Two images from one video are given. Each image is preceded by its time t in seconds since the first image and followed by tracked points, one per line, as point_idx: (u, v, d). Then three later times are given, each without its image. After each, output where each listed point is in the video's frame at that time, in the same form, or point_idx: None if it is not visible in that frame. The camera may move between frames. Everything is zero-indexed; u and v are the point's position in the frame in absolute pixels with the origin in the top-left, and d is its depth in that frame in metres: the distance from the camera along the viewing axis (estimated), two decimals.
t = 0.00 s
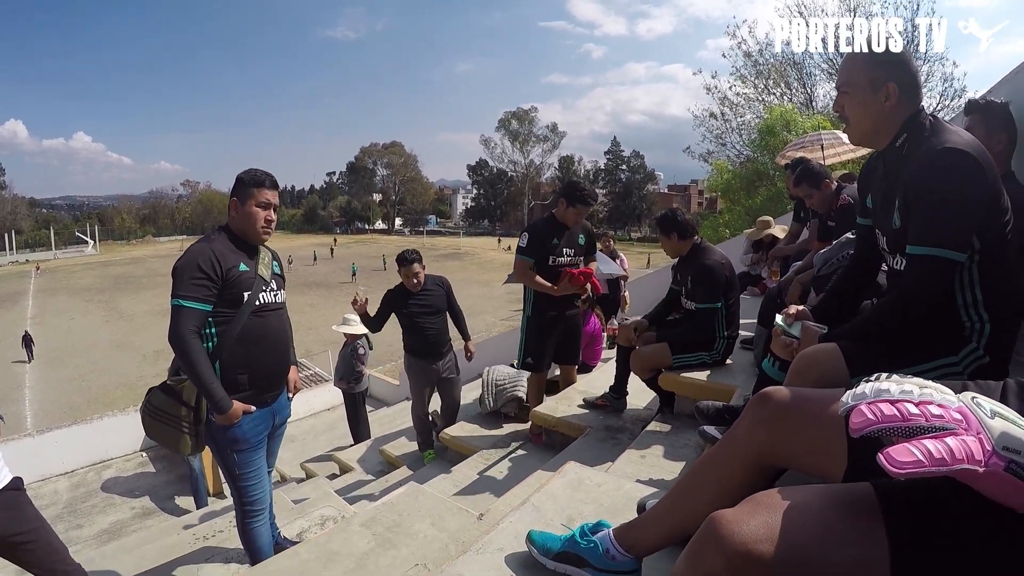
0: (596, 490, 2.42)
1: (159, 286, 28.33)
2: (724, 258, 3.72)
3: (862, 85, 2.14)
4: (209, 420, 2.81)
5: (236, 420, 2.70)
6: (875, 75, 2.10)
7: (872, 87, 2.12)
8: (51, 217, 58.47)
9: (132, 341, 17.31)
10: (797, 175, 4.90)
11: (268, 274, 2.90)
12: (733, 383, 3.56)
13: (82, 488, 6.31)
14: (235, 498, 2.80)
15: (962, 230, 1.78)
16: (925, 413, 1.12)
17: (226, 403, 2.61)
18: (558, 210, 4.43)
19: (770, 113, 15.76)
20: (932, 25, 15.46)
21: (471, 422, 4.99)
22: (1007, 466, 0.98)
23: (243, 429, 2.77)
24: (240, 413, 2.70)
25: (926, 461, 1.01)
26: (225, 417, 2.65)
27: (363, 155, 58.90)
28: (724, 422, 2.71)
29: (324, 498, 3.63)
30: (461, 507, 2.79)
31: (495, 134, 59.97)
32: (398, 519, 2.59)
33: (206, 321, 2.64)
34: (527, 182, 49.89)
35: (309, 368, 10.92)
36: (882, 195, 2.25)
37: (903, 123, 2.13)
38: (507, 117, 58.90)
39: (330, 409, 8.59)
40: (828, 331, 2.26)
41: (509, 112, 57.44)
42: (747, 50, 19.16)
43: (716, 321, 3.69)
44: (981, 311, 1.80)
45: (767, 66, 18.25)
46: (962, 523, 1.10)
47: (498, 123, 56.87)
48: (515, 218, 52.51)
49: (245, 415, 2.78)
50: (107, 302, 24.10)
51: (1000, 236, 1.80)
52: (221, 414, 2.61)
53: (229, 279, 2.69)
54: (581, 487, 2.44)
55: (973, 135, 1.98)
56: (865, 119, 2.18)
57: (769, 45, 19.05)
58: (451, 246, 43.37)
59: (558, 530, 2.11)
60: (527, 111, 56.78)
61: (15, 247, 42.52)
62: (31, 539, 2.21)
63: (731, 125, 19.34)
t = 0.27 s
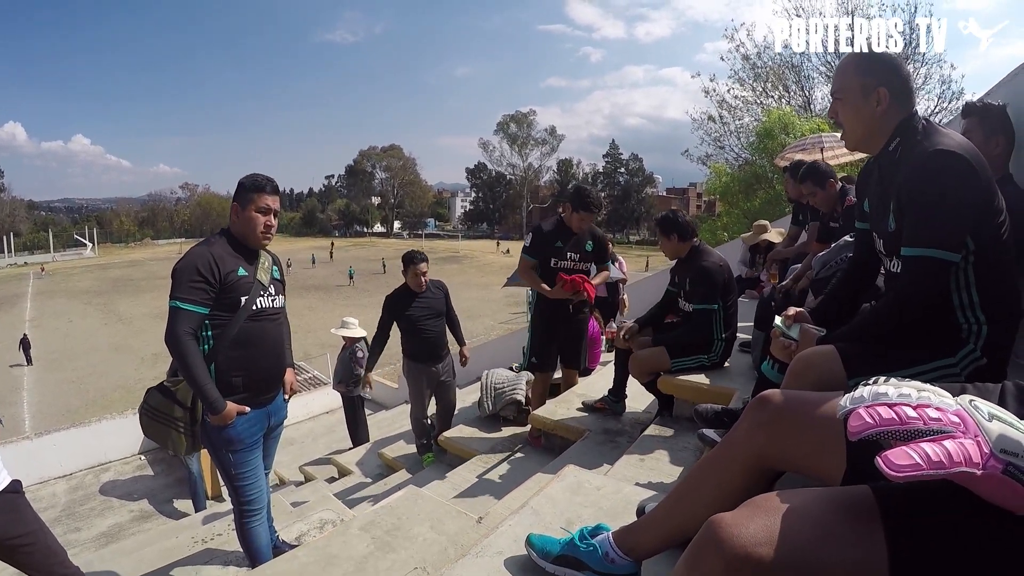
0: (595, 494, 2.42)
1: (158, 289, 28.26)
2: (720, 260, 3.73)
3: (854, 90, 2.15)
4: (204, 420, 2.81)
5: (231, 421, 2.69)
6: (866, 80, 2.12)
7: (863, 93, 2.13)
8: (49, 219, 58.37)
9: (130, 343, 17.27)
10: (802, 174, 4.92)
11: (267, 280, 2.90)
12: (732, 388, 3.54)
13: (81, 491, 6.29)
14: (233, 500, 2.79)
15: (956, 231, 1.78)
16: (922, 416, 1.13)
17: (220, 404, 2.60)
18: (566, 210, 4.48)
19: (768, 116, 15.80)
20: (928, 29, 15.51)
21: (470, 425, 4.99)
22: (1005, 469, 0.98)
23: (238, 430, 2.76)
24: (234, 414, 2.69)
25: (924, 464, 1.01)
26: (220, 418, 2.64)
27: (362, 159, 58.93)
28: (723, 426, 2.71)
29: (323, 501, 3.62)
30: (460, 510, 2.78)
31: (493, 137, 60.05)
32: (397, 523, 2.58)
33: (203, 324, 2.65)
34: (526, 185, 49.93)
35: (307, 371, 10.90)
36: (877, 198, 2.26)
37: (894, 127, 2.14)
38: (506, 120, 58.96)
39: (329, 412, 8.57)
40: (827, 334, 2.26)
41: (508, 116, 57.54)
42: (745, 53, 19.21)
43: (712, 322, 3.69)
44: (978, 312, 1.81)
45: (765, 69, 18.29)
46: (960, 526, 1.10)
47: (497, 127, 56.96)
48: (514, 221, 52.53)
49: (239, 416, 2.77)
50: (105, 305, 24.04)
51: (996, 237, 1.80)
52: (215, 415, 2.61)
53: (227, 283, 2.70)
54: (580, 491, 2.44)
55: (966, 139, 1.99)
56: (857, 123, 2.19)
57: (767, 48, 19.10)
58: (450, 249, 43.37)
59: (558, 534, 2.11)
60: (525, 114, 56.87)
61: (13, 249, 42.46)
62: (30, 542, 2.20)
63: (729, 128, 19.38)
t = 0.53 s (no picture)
0: (596, 497, 2.42)
1: (157, 295, 28.25)
2: (717, 260, 3.73)
3: (850, 92, 2.16)
4: (201, 425, 2.81)
5: (227, 424, 2.69)
6: (860, 82, 2.13)
7: (858, 93, 2.14)
8: (48, 225, 58.37)
9: (129, 350, 17.26)
10: (804, 171, 4.83)
11: (266, 285, 2.89)
12: (732, 389, 3.58)
13: (81, 498, 6.27)
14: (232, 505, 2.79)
15: (951, 230, 1.79)
16: (921, 417, 1.14)
17: (216, 408, 2.60)
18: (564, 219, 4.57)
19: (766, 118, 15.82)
20: (924, 29, 15.56)
21: (470, 430, 4.98)
22: (1004, 467, 0.99)
23: (233, 434, 2.76)
24: (231, 418, 2.69)
25: (923, 464, 1.02)
26: (216, 422, 2.64)
27: (360, 163, 58.97)
28: (723, 428, 2.71)
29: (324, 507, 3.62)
30: (462, 515, 2.78)
31: (492, 141, 60.14)
32: (398, 527, 2.58)
33: (200, 329, 2.66)
34: (524, 189, 49.99)
35: (307, 376, 10.89)
36: (875, 200, 2.26)
37: (889, 128, 2.15)
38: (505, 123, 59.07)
39: (329, 417, 8.56)
40: (826, 335, 2.27)
41: (506, 119, 57.64)
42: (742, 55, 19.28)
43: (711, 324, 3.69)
44: (976, 310, 1.81)
45: (762, 70, 18.35)
46: (959, 526, 1.11)
47: (495, 130, 57.04)
48: (513, 225, 52.56)
49: (237, 420, 2.77)
50: (105, 311, 24.02)
51: (991, 235, 1.81)
52: (211, 418, 2.61)
53: (225, 288, 2.70)
54: (582, 494, 2.44)
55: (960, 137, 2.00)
56: (858, 124, 2.18)
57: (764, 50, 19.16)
58: (449, 253, 43.37)
59: (559, 537, 2.12)
60: (524, 118, 56.95)
61: (12, 256, 42.45)
62: (31, 549, 2.20)
63: (727, 130, 19.41)
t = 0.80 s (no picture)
0: (597, 504, 2.42)
1: (157, 302, 28.25)
2: (717, 267, 3.75)
3: (863, 98, 2.11)
4: (199, 433, 2.82)
5: (224, 433, 2.69)
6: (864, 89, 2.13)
7: (854, 101, 2.12)
8: (48, 233, 58.46)
9: (129, 357, 17.23)
10: (803, 178, 4.85)
11: (265, 294, 2.90)
12: (733, 396, 3.64)
13: (81, 506, 6.26)
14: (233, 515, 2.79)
15: (947, 233, 1.81)
16: (919, 424, 1.12)
17: (213, 416, 2.61)
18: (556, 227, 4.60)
19: (765, 123, 15.89)
20: (921, 35, 15.67)
21: (471, 437, 4.98)
22: (1002, 473, 1.01)
23: (232, 443, 2.76)
24: (228, 426, 2.69)
25: (920, 472, 1.02)
26: (212, 430, 2.64)
27: (360, 170, 59.14)
28: (724, 434, 2.71)
29: (325, 516, 3.61)
30: (463, 523, 2.78)
31: (491, 148, 60.36)
32: (399, 535, 2.58)
33: (198, 337, 2.67)
34: (524, 195, 50.12)
35: (308, 384, 10.88)
36: (871, 206, 2.27)
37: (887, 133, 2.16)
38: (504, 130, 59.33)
39: (329, 425, 8.54)
40: (827, 342, 2.28)
41: (505, 127, 57.87)
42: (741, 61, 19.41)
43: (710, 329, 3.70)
44: (974, 313, 1.82)
45: (760, 76, 18.46)
46: (957, 532, 1.11)
47: (495, 137, 57.27)
48: (513, 231, 52.65)
49: (234, 429, 2.77)
50: (105, 318, 24.02)
51: (987, 239, 1.82)
52: (208, 427, 2.61)
53: (224, 296, 2.71)
54: (582, 501, 2.45)
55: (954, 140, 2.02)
56: (860, 133, 2.14)
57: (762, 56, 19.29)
58: (449, 260, 43.41)
59: (561, 544, 2.12)
60: (523, 125, 57.18)
61: (12, 264, 42.48)
62: (31, 557, 2.20)
63: (726, 135, 19.50)
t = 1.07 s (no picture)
0: (602, 508, 2.43)
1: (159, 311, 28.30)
2: (719, 269, 3.76)
3: (854, 100, 2.13)
4: (206, 445, 2.83)
5: (231, 444, 2.70)
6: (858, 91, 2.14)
7: (845, 107, 2.14)
8: (50, 242, 58.67)
9: (131, 366, 17.26)
10: (803, 180, 4.85)
11: (266, 301, 2.93)
12: (736, 397, 3.61)
13: (85, 515, 6.26)
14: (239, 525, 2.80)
15: (944, 233, 1.82)
16: (918, 427, 1.13)
17: (220, 427, 2.62)
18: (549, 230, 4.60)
19: (764, 124, 15.92)
20: (918, 33, 15.71)
21: (474, 443, 4.98)
22: (1002, 474, 1.01)
23: (239, 453, 2.77)
24: (235, 438, 2.70)
25: (920, 475, 1.03)
26: (219, 442, 2.65)
27: (360, 177, 59.30)
28: (727, 436, 2.72)
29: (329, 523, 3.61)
30: (468, 528, 2.78)
31: (491, 153, 60.51)
32: (404, 542, 2.59)
33: (201, 348, 2.67)
34: (524, 199, 50.21)
35: (311, 391, 10.88)
36: (867, 207, 2.29)
37: (883, 136, 2.17)
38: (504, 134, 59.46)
39: (333, 432, 8.55)
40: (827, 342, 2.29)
41: (505, 131, 58.04)
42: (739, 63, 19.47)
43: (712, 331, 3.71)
44: (974, 311, 1.83)
45: (758, 77, 18.52)
46: (958, 533, 1.12)
47: (494, 142, 57.42)
48: (513, 236, 52.69)
49: (241, 440, 2.78)
50: (107, 327, 24.07)
51: (984, 239, 1.84)
52: (215, 438, 2.62)
53: (226, 305, 2.73)
54: (587, 506, 2.45)
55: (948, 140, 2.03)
56: (849, 139, 2.17)
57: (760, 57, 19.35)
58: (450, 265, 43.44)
59: (566, 549, 2.13)
60: (522, 129, 57.32)
61: (14, 274, 42.62)
62: (37, 565, 2.21)
63: (725, 137, 19.54)
